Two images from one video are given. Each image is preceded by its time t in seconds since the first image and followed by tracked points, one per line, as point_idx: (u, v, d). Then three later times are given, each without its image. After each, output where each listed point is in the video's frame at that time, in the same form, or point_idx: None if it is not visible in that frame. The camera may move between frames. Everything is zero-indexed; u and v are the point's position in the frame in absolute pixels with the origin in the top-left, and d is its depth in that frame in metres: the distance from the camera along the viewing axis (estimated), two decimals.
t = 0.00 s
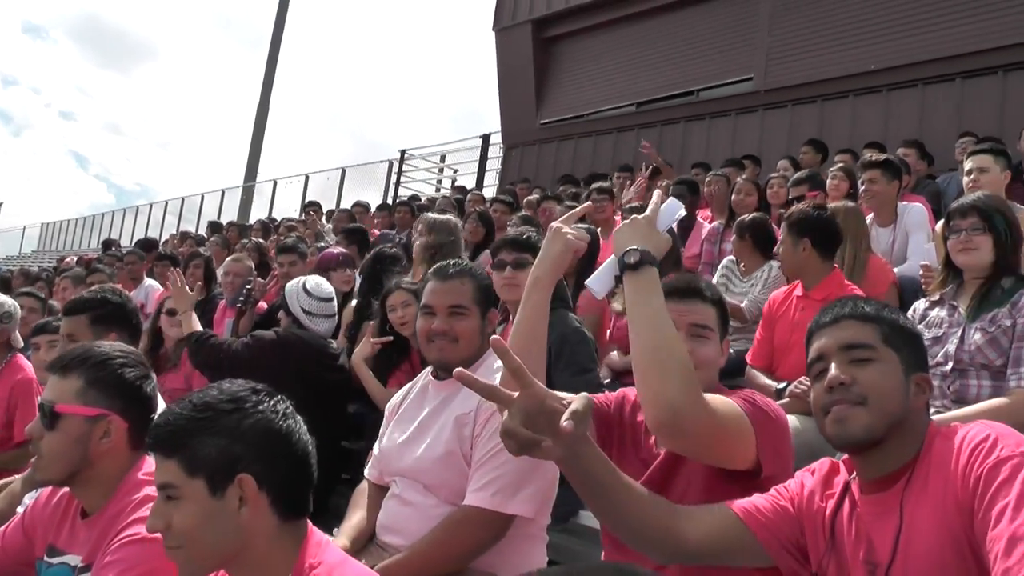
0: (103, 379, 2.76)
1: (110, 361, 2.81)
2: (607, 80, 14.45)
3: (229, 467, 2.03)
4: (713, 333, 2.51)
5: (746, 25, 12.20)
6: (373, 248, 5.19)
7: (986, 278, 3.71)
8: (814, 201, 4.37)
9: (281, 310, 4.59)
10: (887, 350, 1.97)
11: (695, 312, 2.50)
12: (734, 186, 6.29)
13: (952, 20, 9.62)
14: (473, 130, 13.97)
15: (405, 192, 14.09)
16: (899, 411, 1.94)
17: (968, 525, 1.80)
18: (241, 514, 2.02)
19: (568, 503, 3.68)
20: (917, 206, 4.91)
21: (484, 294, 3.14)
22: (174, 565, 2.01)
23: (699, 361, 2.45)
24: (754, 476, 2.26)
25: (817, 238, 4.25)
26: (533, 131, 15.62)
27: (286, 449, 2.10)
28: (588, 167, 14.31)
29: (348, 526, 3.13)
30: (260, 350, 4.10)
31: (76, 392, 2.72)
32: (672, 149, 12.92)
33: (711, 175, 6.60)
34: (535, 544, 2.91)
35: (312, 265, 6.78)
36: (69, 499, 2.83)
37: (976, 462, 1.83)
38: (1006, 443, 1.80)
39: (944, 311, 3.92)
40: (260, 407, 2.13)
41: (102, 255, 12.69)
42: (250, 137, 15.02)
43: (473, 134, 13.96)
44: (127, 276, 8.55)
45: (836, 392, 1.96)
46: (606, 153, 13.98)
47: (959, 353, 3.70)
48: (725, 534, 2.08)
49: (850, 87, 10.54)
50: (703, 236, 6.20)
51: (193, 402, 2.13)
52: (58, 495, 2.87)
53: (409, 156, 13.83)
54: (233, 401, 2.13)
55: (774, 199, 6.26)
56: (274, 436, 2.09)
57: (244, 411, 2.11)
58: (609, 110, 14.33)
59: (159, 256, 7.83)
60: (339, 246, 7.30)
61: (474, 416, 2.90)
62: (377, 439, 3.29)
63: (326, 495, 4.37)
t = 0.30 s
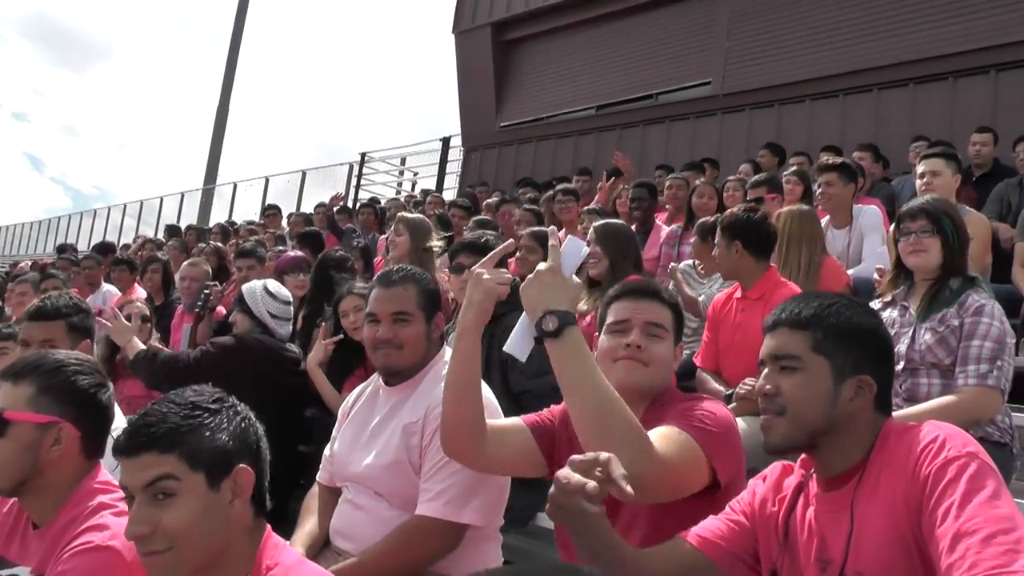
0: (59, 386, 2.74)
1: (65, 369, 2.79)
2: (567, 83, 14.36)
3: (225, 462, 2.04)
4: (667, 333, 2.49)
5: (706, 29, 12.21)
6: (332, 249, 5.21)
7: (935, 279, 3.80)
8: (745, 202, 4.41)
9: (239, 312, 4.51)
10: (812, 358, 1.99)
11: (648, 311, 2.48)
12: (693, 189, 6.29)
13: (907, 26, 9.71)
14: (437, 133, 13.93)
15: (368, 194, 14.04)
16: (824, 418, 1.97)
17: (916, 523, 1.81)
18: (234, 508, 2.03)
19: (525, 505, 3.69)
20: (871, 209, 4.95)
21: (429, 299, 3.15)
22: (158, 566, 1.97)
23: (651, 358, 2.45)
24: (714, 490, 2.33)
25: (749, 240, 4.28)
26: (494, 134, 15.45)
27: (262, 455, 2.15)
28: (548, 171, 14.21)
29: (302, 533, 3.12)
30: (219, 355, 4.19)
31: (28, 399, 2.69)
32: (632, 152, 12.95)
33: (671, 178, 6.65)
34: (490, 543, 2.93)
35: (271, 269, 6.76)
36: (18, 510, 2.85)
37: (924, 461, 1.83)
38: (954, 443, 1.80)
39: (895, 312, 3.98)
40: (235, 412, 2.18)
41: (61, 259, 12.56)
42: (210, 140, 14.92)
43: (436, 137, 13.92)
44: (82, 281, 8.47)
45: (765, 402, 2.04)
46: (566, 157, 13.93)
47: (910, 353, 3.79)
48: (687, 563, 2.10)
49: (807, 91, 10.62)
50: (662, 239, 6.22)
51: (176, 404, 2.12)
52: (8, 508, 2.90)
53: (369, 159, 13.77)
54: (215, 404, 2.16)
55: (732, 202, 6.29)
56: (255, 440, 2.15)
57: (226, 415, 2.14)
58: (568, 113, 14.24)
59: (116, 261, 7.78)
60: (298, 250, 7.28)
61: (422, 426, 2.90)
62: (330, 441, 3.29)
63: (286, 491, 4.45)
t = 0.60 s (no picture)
0: (12, 391, 2.73)
1: (19, 374, 2.78)
2: (524, 85, 14.27)
3: (186, 473, 2.04)
4: (607, 338, 2.51)
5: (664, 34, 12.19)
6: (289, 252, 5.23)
7: (888, 280, 3.84)
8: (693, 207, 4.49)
9: (190, 316, 4.50)
10: (763, 364, 1.97)
11: (587, 318, 2.51)
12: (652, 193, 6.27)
13: (864, 33, 9.81)
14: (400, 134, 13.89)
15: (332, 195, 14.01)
16: (774, 424, 1.97)
17: (872, 528, 1.81)
18: (196, 518, 2.03)
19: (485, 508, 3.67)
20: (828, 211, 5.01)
21: (382, 304, 3.19)
22: None
23: (594, 366, 2.47)
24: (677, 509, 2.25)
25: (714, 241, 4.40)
26: (453, 136, 15.35)
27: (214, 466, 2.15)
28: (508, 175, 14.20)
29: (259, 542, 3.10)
30: (177, 354, 4.23)
31: None
32: (591, 157, 12.96)
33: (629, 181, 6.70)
34: (447, 546, 2.90)
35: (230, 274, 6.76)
36: None
37: (881, 465, 1.84)
38: (910, 448, 1.81)
39: (850, 312, 4.00)
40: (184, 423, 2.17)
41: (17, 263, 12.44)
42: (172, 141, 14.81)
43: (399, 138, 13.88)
44: (39, 285, 8.38)
45: (717, 407, 2.03)
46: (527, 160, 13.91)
47: (864, 353, 3.83)
48: None
49: (765, 96, 10.70)
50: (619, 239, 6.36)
51: (129, 417, 2.09)
52: None
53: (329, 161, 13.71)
54: (167, 416, 2.14)
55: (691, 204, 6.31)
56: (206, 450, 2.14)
57: (180, 426, 2.13)
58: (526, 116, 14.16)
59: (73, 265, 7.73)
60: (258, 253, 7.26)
61: (374, 430, 2.91)
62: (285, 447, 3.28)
63: (242, 499, 4.47)
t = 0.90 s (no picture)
0: None
1: None
2: (488, 89, 14.24)
3: (116, 496, 1.92)
4: (573, 343, 2.53)
5: (631, 35, 12.24)
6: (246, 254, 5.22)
7: (847, 288, 3.88)
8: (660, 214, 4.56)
9: (152, 320, 4.53)
10: (723, 378, 1.91)
11: (553, 322, 2.52)
12: (613, 198, 6.31)
13: (826, 41, 9.90)
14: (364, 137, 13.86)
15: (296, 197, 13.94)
16: (734, 436, 1.91)
17: (846, 537, 1.76)
18: (133, 540, 1.92)
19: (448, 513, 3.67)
20: (790, 216, 5.07)
21: (348, 310, 3.20)
22: None
23: (559, 371, 2.48)
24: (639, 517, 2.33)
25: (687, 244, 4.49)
26: (417, 141, 15.28)
27: (160, 479, 2.02)
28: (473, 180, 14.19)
29: (220, 549, 3.10)
30: (132, 375, 4.22)
31: None
32: (556, 161, 12.98)
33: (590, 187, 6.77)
34: (408, 552, 2.92)
35: (193, 278, 6.74)
36: None
37: (855, 475, 1.79)
38: (885, 459, 1.77)
39: (813, 318, 4.05)
40: (122, 434, 2.03)
41: None
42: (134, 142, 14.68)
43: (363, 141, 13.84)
44: None
45: (680, 418, 1.97)
46: (491, 163, 13.91)
47: (826, 356, 3.87)
48: None
49: (729, 101, 10.77)
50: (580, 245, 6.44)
51: (57, 441, 1.98)
52: None
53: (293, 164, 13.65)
54: (100, 431, 2.01)
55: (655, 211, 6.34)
56: (146, 461, 2.01)
57: (114, 442, 2.00)
58: (492, 119, 14.14)
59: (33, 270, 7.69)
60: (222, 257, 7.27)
61: (338, 439, 2.91)
62: (247, 452, 3.28)
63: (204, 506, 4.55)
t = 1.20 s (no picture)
0: None
1: None
2: (458, 94, 14.24)
3: (36, 510, 1.69)
4: (533, 346, 2.54)
5: (598, 43, 12.27)
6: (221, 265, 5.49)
7: (808, 296, 3.88)
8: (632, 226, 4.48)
9: (119, 325, 4.53)
10: (681, 399, 1.92)
11: (512, 324, 2.52)
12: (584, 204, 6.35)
13: (792, 51, 10.01)
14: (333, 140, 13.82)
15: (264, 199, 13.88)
16: (694, 454, 1.93)
17: (815, 552, 1.79)
18: (61, 559, 1.69)
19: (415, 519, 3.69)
20: (756, 224, 5.14)
21: (299, 314, 3.17)
22: None
23: (520, 373, 2.49)
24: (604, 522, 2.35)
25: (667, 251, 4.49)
26: (387, 144, 15.24)
27: (97, 488, 1.76)
28: (442, 184, 14.19)
29: (189, 551, 3.11)
30: (102, 391, 4.19)
31: None
32: (524, 164, 13.01)
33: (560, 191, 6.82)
34: (374, 558, 2.92)
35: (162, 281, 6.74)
36: None
37: (824, 490, 1.82)
38: (854, 474, 1.80)
39: (780, 320, 4.09)
40: (51, 439, 1.79)
41: None
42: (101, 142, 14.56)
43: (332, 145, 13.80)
44: None
45: (643, 436, 1.99)
46: (461, 170, 13.92)
47: (790, 362, 3.91)
48: None
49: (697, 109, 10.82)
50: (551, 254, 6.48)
51: None
52: None
53: (261, 167, 13.59)
54: (25, 439, 1.78)
55: (623, 218, 6.38)
56: (79, 468, 1.76)
57: (39, 449, 1.76)
58: (462, 124, 14.13)
59: None
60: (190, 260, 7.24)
61: (307, 446, 2.90)
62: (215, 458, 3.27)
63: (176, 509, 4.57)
